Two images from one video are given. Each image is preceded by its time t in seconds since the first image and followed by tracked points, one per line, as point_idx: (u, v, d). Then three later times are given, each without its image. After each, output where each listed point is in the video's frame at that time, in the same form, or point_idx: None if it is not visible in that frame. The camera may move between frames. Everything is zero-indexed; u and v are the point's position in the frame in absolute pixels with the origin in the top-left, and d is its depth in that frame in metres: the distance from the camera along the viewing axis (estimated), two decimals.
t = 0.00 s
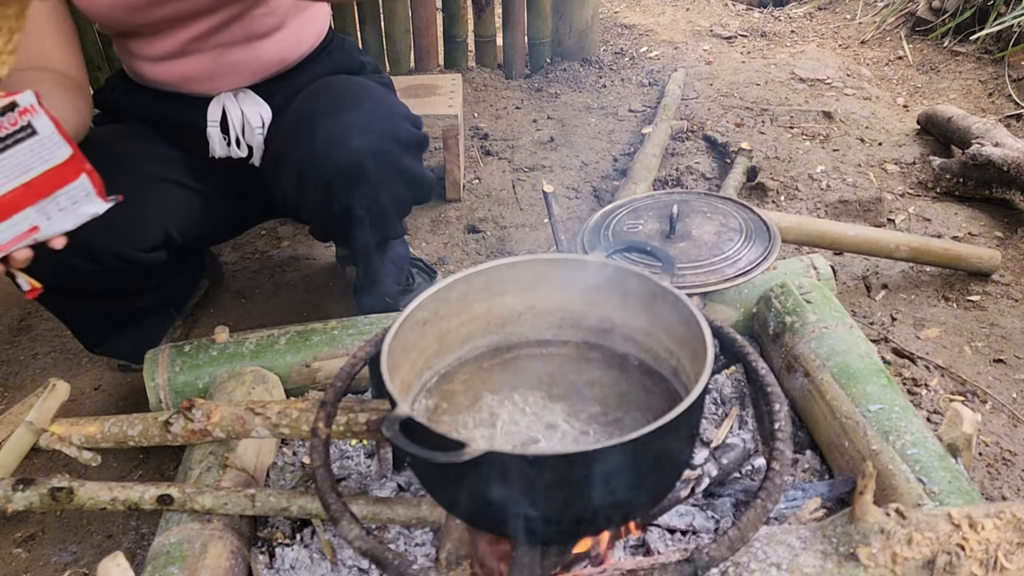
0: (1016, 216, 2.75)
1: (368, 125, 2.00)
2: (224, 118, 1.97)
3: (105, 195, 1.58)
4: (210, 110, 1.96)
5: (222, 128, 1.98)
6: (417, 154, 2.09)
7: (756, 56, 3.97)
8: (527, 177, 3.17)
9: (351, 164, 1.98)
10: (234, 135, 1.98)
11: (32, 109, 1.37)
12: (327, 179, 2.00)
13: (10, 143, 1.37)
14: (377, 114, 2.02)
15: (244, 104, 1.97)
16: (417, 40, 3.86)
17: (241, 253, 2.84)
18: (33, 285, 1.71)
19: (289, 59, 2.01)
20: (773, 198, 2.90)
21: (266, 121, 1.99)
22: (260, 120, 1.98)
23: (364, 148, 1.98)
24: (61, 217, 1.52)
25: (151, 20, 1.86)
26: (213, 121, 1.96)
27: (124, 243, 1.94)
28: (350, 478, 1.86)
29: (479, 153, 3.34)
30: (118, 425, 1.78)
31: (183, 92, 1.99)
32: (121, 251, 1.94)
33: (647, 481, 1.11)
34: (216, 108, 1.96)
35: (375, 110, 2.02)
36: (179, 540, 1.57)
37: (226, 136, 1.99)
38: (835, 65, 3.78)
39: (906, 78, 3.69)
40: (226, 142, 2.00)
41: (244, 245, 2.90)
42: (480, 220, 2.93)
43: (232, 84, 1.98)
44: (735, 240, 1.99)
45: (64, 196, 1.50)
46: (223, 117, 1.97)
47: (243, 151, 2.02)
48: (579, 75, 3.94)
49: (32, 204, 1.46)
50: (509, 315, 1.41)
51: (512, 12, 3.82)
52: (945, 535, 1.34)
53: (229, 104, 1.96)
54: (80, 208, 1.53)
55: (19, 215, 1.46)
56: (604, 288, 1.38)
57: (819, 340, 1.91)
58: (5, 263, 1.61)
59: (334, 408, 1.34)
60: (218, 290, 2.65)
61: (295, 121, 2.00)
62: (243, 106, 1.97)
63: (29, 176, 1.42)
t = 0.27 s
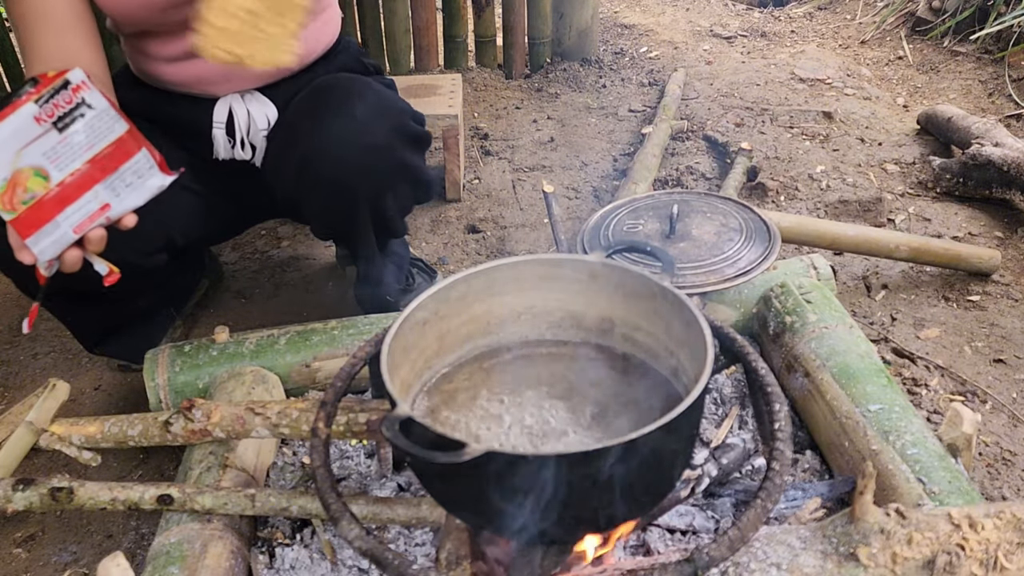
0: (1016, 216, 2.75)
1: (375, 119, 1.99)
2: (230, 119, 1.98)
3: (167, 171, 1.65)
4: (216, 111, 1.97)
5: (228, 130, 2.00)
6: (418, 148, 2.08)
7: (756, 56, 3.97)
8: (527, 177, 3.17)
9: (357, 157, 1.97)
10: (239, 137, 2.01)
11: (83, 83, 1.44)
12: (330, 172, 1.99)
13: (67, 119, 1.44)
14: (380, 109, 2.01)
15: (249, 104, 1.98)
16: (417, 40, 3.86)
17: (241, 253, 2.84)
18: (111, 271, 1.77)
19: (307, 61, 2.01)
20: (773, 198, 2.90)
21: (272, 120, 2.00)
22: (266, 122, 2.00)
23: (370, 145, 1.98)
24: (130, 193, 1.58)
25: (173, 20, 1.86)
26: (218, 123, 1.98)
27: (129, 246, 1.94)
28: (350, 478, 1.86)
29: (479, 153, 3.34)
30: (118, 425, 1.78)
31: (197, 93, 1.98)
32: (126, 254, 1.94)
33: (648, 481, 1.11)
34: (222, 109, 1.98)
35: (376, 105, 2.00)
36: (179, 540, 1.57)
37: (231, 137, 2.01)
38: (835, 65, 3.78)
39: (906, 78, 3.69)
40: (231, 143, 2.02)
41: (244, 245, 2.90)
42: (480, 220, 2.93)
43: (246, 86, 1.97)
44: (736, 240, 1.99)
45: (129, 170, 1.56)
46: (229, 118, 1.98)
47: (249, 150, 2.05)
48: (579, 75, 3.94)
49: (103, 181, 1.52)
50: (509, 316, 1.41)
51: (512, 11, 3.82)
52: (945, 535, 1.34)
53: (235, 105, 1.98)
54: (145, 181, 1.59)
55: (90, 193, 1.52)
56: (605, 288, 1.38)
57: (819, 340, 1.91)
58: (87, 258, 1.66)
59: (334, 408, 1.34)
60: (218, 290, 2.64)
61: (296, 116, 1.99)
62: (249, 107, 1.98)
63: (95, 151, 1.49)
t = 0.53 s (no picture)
0: (1016, 216, 2.75)
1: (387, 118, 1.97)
2: (242, 118, 1.98)
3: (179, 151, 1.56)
4: (228, 109, 1.96)
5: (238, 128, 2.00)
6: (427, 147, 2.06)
7: (757, 56, 3.97)
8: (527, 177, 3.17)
9: (368, 156, 1.95)
10: (250, 135, 2.00)
11: (91, 65, 1.39)
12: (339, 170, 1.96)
13: (79, 97, 1.38)
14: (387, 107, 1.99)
15: (262, 103, 1.99)
16: (417, 40, 3.86)
17: (241, 253, 2.84)
18: (127, 249, 1.62)
19: (325, 67, 2.04)
20: (773, 198, 2.90)
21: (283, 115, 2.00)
22: (277, 120, 2.00)
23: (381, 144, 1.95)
24: (142, 172, 1.47)
25: (198, 19, 1.89)
26: (230, 121, 1.97)
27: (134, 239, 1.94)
28: (350, 478, 1.86)
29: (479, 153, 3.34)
30: (117, 425, 1.78)
31: (212, 90, 2.00)
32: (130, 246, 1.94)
33: (647, 481, 1.11)
34: (234, 107, 1.97)
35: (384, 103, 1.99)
36: (179, 540, 1.57)
37: (242, 136, 2.00)
38: (835, 65, 3.78)
39: (906, 78, 3.69)
40: (241, 142, 2.02)
41: (244, 245, 2.90)
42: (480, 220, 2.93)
43: (263, 88, 1.99)
44: (736, 240, 1.99)
45: (140, 148, 1.46)
46: (241, 117, 1.98)
47: (260, 148, 2.05)
48: (579, 75, 3.94)
49: (115, 159, 1.43)
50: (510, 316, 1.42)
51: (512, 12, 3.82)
52: (945, 535, 1.34)
53: (248, 104, 1.98)
54: (157, 159, 1.49)
55: (101, 170, 1.41)
56: (605, 289, 1.38)
57: (819, 340, 1.91)
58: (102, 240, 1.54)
59: (333, 408, 1.34)
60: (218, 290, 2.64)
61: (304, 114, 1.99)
62: (261, 103, 1.99)
63: (107, 130, 1.41)
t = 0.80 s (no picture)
0: (1016, 216, 2.75)
1: (399, 122, 1.98)
2: (253, 115, 1.97)
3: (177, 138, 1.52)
4: (240, 106, 1.96)
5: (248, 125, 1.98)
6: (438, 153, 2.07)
7: (757, 56, 3.97)
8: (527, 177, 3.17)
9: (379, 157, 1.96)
10: (260, 133, 1.98)
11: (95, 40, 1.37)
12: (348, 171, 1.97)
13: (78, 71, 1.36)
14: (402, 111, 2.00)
15: (274, 101, 1.97)
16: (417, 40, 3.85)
17: (241, 253, 2.84)
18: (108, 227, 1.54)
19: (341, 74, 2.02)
20: (773, 198, 2.90)
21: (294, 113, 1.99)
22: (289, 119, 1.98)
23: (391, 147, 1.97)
24: (134, 152, 1.44)
25: (220, 18, 1.88)
26: (240, 118, 1.97)
27: (134, 234, 1.95)
28: (350, 478, 1.86)
29: (479, 153, 3.34)
30: (118, 425, 1.78)
31: (226, 87, 1.99)
32: (129, 241, 1.94)
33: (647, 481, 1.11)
34: (246, 104, 1.96)
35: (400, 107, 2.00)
36: (179, 540, 1.57)
37: (252, 133, 1.99)
38: (835, 65, 3.78)
39: (906, 78, 3.69)
40: (250, 139, 2.00)
41: (244, 245, 2.90)
42: (480, 220, 2.93)
43: (277, 88, 1.98)
44: (736, 239, 1.99)
45: (136, 128, 1.43)
46: (252, 114, 1.97)
47: (269, 146, 2.03)
48: (579, 75, 3.94)
49: (109, 136, 1.40)
50: (509, 315, 1.42)
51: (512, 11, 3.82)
52: (945, 535, 1.34)
53: (261, 101, 1.96)
54: (152, 142, 1.46)
55: (91, 144, 1.39)
56: (605, 288, 1.38)
57: (819, 340, 1.91)
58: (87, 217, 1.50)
59: (334, 408, 1.34)
60: (217, 290, 2.64)
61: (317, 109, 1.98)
62: (273, 101, 1.97)
63: (103, 105, 1.39)
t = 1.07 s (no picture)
0: (1016, 216, 2.75)
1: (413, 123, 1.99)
2: (263, 114, 1.97)
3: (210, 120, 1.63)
4: (251, 104, 1.96)
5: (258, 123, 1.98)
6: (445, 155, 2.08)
7: (756, 56, 3.97)
8: (527, 177, 3.17)
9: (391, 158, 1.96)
10: (267, 131, 1.98)
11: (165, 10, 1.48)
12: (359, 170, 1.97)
13: (140, 29, 1.46)
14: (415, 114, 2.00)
15: (285, 100, 1.97)
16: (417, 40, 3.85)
17: (241, 253, 2.84)
18: (120, 185, 1.77)
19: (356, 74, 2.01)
20: (773, 198, 2.90)
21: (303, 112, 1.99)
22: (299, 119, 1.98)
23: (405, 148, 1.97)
24: (169, 118, 1.53)
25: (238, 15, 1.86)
26: (251, 116, 1.96)
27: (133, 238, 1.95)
28: (350, 478, 1.86)
29: (479, 153, 3.34)
30: (118, 425, 1.78)
31: (241, 85, 1.97)
32: (128, 246, 1.95)
33: (648, 481, 1.11)
34: (257, 102, 1.96)
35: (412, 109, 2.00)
36: (179, 540, 1.57)
37: (261, 132, 1.99)
38: (835, 65, 3.78)
39: (906, 78, 3.69)
40: (260, 137, 2.00)
41: (244, 245, 2.90)
42: (480, 220, 2.93)
43: (290, 86, 1.98)
44: (735, 239, 1.99)
45: (177, 99, 1.54)
46: (263, 112, 1.97)
47: (276, 144, 2.02)
48: (579, 75, 3.94)
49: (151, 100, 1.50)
50: (510, 315, 1.42)
51: (512, 12, 3.82)
52: (944, 535, 1.34)
53: (272, 100, 1.96)
54: (188, 116, 1.57)
55: (132, 99, 1.47)
56: (605, 288, 1.38)
57: (819, 340, 1.91)
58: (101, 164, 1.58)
59: (334, 409, 1.34)
60: (218, 290, 2.64)
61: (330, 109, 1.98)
62: (283, 100, 1.97)
63: (155, 70, 1.48)
